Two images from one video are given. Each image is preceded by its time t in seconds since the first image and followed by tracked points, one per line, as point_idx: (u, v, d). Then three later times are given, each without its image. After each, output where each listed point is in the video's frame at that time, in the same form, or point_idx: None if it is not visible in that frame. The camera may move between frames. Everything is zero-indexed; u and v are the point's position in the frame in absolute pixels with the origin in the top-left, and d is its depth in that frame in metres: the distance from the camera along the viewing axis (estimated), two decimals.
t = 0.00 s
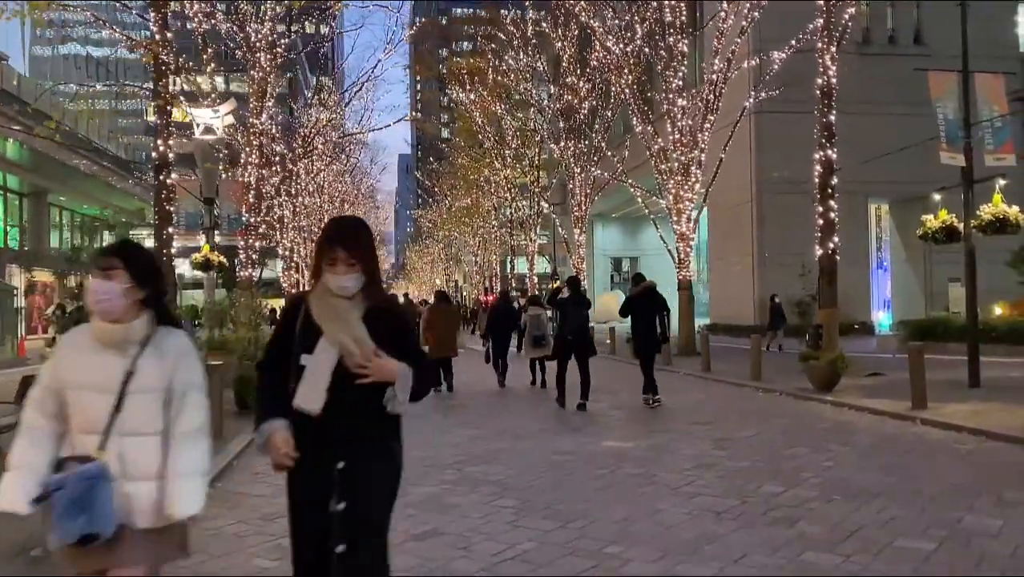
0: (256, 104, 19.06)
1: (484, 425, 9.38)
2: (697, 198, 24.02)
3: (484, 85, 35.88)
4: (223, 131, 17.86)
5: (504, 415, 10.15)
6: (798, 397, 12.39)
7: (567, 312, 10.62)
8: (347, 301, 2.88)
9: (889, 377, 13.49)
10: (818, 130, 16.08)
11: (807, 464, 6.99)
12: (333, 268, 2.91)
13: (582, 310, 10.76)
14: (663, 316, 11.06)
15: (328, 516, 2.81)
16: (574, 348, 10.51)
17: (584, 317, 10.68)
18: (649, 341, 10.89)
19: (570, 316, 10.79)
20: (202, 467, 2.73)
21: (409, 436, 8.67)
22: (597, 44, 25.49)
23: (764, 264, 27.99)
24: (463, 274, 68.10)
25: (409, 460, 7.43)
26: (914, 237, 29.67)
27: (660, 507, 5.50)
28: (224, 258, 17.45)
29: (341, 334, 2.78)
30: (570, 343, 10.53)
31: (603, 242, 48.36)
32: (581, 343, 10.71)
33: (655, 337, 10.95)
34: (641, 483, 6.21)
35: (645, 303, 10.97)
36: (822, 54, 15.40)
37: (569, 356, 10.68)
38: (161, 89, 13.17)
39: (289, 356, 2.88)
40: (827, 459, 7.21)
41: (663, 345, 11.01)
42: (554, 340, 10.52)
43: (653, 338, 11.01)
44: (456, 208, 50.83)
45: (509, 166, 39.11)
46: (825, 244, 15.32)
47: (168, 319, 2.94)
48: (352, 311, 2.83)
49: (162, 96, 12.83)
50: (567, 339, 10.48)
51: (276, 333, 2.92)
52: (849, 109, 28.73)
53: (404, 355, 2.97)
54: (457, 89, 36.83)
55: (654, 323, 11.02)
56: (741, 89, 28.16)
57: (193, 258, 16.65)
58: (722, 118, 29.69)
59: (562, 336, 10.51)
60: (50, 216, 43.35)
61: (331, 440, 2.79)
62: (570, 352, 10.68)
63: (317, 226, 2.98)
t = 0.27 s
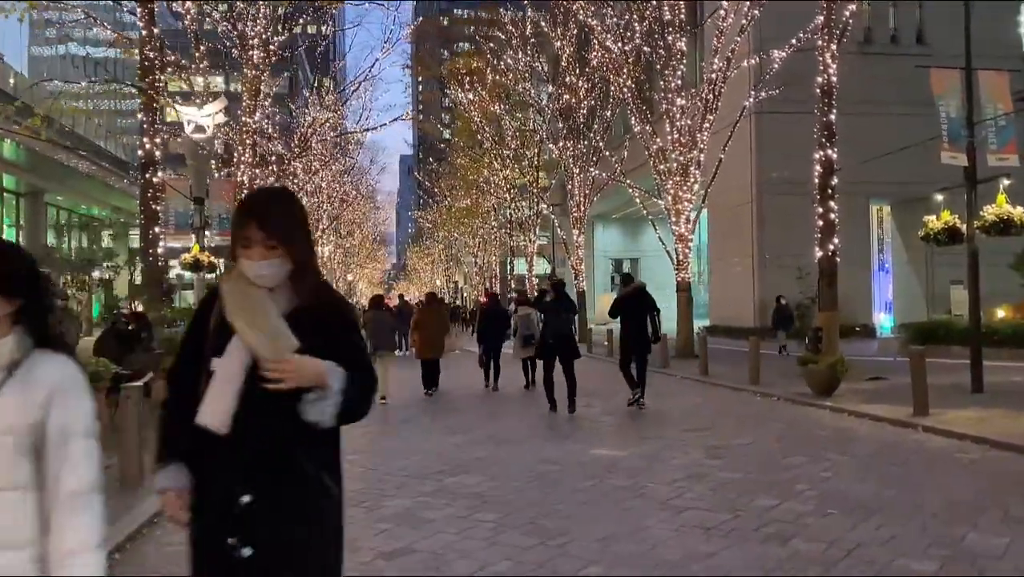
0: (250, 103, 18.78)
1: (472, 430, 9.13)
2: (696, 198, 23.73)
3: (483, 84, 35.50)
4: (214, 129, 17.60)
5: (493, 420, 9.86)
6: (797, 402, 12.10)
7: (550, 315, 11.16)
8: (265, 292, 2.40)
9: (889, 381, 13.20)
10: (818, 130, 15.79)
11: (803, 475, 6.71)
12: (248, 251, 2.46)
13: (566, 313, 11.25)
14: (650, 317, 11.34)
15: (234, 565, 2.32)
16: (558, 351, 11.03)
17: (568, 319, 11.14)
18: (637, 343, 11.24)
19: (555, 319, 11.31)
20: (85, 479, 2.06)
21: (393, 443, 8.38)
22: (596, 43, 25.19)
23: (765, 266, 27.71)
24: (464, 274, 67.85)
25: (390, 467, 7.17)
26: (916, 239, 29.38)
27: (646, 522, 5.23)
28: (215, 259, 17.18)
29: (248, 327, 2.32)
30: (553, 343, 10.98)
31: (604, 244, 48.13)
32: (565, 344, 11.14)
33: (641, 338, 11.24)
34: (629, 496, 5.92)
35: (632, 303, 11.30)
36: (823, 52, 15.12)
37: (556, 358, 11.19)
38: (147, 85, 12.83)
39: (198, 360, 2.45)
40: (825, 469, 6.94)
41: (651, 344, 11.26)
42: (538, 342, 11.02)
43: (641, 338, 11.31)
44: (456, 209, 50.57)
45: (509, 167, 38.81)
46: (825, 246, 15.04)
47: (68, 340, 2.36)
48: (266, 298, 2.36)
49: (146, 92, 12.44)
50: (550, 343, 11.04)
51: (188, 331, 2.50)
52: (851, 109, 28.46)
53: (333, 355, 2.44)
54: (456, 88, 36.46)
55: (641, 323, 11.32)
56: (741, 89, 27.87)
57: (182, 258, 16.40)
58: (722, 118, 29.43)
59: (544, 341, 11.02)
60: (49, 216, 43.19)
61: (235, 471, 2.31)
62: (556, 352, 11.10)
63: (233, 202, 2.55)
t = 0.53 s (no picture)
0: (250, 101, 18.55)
1: (469, 432, 8.90)
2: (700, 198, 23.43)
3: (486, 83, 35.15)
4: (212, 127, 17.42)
5: (491, 422, 9.62)
6: (802, 405, 11.84)
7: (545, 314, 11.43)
8: (171, 293, 1.94)
9: (897, 383, 12.94)
10: (825, 127, 15.52)
11: (811, 480, 6.47)
12: (149, 239, 2.01)
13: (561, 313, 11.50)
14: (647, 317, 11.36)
15: None
16: (554, 351, 11.26)
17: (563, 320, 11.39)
18: (636, 344, 11.29)
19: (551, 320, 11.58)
20: None
21: (387, 447, 8.12)
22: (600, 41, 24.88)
23: (770, 266, 27.42)
24: (467, 275, 67.63)
25: (382, 471, 6.95)
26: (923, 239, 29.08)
27: (647, 531, 4.99)
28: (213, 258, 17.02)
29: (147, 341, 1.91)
30: (548, 344, 11.28)
31: (610, 245, 48.14)
32: (561, 345, 11.36)
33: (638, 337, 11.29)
34: (627, 503, 5.68)
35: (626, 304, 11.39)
36: (829, 48, 14.85)
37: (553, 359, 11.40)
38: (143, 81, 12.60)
39: (106, 379, 2.02)
40: (833, 474, 6.69)
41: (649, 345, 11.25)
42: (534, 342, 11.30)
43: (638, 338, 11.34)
44: (459, 209, 50.35)
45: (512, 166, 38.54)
46: (832, 245, 14.78)
47: None
48: (170, 304, 1.92)
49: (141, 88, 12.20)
50: (547, 343, 11.28)
51: (95, 350, 2.08)
52: (857, 108, 28.16)
53: (258, 369, 1.94)
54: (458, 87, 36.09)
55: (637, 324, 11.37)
56: (746, 87, 27.56)
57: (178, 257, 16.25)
58: (726, 116, 29.19)
59: (541, 341, 11.27)
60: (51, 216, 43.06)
61: (139, 508, 1.85)
62: (552, 353, 11.31)
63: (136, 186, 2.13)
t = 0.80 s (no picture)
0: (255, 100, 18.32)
1: (471, 439, 8.63)
2: (710, 198, 23.07)
3: (494, 83, 34.77)
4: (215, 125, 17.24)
5: (494, 428, 9.35)
6: (815, 410, 11.52)
7: (549, 318, 11.20)
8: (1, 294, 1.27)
9: (913, 388, 12.60)
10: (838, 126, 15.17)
11: (827, 494, 6.16)
12: None
13: (565, 317, 11.26)
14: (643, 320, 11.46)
15: None
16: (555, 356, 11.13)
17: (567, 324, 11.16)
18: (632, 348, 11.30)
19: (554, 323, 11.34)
20: None
21: (387, 454, 7.87)
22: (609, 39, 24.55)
23: (782, 268, 27.05)
24: (475, 275, 67.34)
25: (379, 481, 6.68)
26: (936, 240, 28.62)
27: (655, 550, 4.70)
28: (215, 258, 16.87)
29: None
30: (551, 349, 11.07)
31: (617, 245, 47.75)
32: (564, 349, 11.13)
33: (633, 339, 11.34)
34: (635, 519, 5.39)
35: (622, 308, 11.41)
36: (843, 45, 14.51)
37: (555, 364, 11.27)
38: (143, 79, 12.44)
39: None
40: (850, 487, 6.38)
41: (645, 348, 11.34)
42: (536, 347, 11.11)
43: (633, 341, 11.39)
44: (467, 210, 50.08)
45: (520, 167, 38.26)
46: (846, 246, 14.44)
47: None
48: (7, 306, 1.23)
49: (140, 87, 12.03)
50: (550, 348, 11.13)
51: None
52: (870, 107, 27.75)
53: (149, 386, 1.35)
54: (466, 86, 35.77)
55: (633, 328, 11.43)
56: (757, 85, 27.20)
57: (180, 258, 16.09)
58: (737, 116, 28.85)
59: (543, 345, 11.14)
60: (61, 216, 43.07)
61: None
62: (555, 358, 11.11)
63: None
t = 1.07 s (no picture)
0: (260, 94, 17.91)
1: (476, 443, 8.38)
2: (722, 197, 22.73)
3: (503, 82, 34.45)
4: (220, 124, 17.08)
5: (500, 432, 9.11)
6: (830, 414, 11.23)
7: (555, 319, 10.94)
8: None
9: (931, 392, 12.28)
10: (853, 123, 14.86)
11: (847, 505, 5.90)
12: None
13: (571, 316, 10.99)
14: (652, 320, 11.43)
15: None
16: (560, 356, 10.94)
17: (573, 324, 10.90)
18: (636, 348, 11.10)
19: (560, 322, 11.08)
20: None
21: (389, 460, 7.64)
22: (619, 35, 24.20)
23: (794, 268, 26.69)
24: (484, 276, 66.99)
25: (379, 487, 6.46)
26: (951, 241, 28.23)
27: (664, 562, 4.47)
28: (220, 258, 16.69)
29: None
30: (558, 349, 10.89)
31: (626, 245, 47.29)
32: (572, 349, 10.93)
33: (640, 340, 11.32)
34: (645, 530, 5.15)
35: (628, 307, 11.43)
36: (859, 40, 14.20)
37: (561, 362, 11.08)
38: (145, 78, 12.29)
39: None
40: (871, 497, 6.12)
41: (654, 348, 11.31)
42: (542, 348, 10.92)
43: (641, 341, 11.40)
44: (475, 210, 49.82)
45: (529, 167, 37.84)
46: (861, 246, 14.11)
47: None
48: None
49: (143, 86, 11.89)
50: (555, 347, 10.95)
51: None
52: (884, 107, 27.36)
53: None
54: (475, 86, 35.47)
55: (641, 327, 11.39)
56: (770, 83, 26.85)
57: (184, 259, 15.93)
58: (749, 114, 28.52)
59: (550, 344, 10.95)
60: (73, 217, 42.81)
61: None
62: (562, 358, 10.91)
63: None
